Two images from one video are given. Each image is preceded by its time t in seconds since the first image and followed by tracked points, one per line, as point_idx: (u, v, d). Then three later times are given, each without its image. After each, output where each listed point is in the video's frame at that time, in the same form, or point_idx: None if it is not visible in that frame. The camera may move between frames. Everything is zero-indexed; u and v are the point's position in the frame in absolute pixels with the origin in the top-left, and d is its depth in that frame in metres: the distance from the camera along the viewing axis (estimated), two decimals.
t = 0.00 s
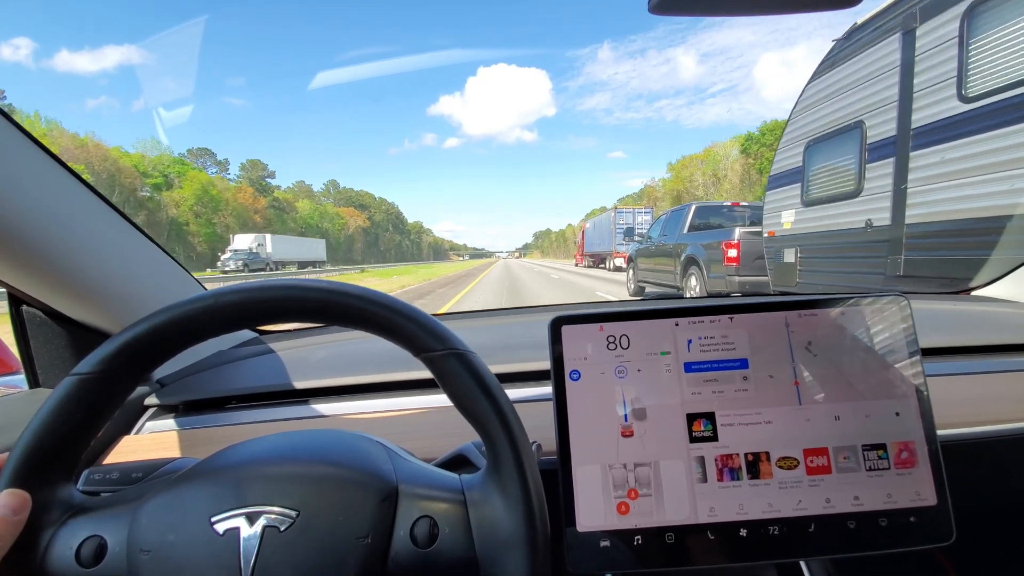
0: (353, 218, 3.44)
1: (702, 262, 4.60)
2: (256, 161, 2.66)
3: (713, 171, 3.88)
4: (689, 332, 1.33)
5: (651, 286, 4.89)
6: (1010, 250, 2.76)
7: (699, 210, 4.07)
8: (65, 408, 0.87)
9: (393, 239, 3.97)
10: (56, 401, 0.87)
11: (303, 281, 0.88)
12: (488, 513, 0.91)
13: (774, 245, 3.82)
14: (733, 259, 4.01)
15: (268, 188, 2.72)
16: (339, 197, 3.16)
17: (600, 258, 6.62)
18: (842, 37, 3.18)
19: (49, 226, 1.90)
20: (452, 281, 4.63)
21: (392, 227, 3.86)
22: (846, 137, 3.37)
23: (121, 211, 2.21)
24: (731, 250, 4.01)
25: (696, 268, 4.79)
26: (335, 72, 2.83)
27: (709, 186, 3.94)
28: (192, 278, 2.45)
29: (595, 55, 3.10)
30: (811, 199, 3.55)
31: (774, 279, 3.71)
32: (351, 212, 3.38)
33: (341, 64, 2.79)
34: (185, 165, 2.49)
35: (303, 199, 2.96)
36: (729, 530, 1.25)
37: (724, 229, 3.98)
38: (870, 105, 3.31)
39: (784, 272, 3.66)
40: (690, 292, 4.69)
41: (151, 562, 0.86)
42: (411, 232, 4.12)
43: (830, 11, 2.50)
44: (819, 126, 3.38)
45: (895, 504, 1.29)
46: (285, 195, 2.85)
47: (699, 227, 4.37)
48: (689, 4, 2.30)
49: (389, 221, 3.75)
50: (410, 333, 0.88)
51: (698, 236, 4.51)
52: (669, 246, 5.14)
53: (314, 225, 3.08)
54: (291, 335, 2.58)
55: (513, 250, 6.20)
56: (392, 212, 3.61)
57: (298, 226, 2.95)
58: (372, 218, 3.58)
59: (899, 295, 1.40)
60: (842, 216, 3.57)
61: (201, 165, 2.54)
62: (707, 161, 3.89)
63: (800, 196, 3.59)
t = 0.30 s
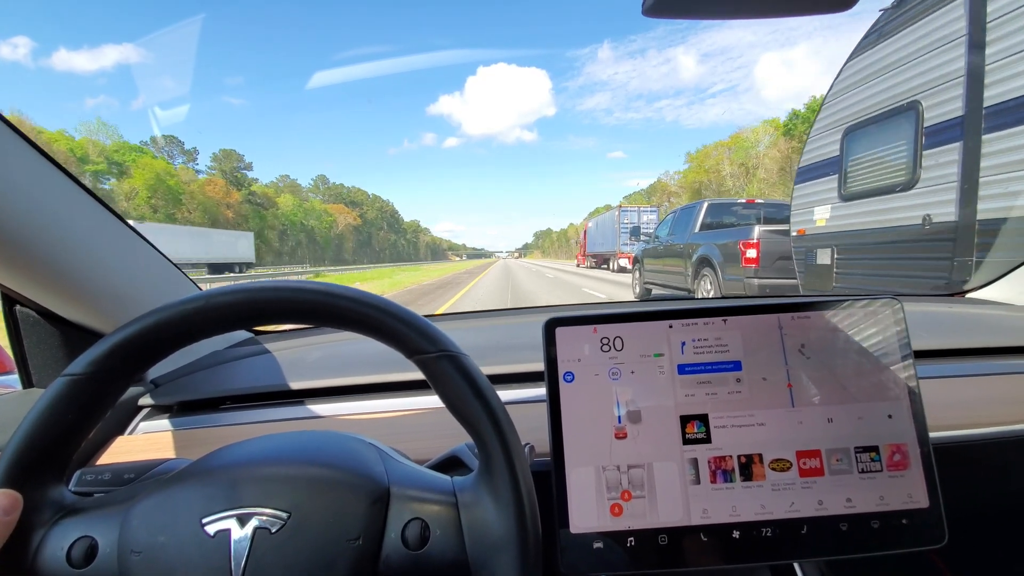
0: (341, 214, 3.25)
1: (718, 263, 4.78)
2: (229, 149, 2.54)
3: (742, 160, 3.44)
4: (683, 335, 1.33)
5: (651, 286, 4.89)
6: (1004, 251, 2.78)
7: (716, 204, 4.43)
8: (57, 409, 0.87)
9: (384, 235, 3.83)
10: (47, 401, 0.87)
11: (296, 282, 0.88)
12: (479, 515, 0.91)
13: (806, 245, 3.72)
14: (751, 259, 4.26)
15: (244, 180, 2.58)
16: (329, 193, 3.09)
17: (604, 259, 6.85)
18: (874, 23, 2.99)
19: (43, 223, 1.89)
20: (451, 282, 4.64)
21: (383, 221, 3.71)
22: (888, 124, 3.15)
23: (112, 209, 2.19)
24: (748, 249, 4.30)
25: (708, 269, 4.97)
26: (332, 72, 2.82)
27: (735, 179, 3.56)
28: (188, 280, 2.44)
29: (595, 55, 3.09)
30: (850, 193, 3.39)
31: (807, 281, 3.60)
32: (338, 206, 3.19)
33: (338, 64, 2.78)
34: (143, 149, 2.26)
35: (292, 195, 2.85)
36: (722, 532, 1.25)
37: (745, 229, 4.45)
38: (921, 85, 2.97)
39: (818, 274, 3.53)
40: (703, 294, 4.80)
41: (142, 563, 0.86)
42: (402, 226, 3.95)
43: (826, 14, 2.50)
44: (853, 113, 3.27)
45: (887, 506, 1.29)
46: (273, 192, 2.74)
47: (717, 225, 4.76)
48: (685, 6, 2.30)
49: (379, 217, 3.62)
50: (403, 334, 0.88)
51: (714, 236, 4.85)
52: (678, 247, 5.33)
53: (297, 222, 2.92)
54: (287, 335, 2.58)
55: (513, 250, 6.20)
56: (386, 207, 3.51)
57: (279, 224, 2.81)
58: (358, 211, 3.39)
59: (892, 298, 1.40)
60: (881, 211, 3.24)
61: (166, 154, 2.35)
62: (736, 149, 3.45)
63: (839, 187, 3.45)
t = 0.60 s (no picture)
0: (329, 212, 2.96)
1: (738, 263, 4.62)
2: (195, 137, 2.43)
3: (780, 143, 3.40)
4: (681, 334, 1.33)
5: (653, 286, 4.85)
6: (996, 256, 2.85)
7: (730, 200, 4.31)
8: (53, 410, 0.86)
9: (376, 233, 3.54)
10: (44, 402, 0.86)
11: (294, 283, 0.87)
12: (476, 517, 0.91)
13: (851, 245, 3.55)
14: (778, 259, 4.16)
15: (214, 173, 2.48)
16: (318, 188, 2.82)
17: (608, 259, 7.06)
18: None
19: (33, 223, 1.88)
20: (451, 282, 4.63)
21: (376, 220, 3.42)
22: (956, 105, 3.03)
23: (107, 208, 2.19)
24: (776, 249, 4.21)
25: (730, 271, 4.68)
26: (330, 72, 2.82)
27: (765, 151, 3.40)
28: (180, 274, 2.43)
29: (595, 55, 3.09)
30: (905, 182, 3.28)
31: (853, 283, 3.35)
32: (326, 205, 2.91)
33: (335, 64, 2.78)
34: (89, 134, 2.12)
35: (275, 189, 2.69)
36: (720, 531, 1.25)
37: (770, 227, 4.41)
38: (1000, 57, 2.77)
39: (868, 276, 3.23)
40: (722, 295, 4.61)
41: (138, 566, 0.85)
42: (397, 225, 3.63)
43: (826, 13, 2.49)
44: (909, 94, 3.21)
45: (885, 506, 1.29)
46: (247, 184, 2.60)
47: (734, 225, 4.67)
48: (681, 5, 2.31)
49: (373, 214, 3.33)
50: (401, 335, 0.88)
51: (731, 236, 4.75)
52: (692, 247, 5.06)
53: (278, 219, 2.74)
54: (286, 336, 2.57)
55: (513, 250, 6.19)
56: (377, 205, 3.28)
57: (256, 220, 2.67)
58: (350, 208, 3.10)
59: (890, 298, 1.40)
60: (946, 205, 3.08)
61: (119, 141, 2.20)
62: (775, 131, 3.42)
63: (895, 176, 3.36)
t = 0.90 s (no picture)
0: (314, 207, 2.99)
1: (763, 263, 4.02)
2: (155, 122, 2.35)
3: (832, 119, 3.25)
4: (681, 331, 1.32)
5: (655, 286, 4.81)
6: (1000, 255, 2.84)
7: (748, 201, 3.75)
8: (49, 405, 0.86)
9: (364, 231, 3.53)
10: (40, 397, 0.86)
11: (292, 278, 0.87)
12: (476, 513, 0.90)
13: (912, 242, 3.01)
14: (813, 259, 3.57)
15: (177, 162, 2.36)
16: (306, 182, 2.91)
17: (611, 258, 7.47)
18: None
19: (34, 222, 1.88)
20: (451, 282, 4.62)
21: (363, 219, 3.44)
22: None
23: (109, 208, 2.20)
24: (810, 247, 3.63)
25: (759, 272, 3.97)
26: (329, 70, 2.81)
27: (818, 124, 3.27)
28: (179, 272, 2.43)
29: (595, 55, 3.11)
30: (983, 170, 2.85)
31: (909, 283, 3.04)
32: (314, 201, 2.98)
33: (334, 62, 2.77)
34: (24, 113, 1.92)
35: (266, 183, 2.73)
36: (720, 528, 1.24)
37: (803, 223, 3.80)
38: None
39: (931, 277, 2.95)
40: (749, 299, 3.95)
41: (134, 561, 0.85)
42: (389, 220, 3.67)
43: (826, 9, 2.49)
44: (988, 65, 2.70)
45: (886, 503, 1.29)
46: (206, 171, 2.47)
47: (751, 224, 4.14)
48: (679, 2, 2.31)
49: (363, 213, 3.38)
50: (400, 330, 0.87)
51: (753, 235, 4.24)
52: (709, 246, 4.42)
53: (254, 215, 2.70)
54: (284, 334, 2.57)
55: (513, 250, 6.19)
56: (363, 199, 3.27)
57: (230, 215, 2.58)
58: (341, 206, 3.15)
59: (892, 295, 1.40)
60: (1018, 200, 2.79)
61: (63, 123, 2.05)
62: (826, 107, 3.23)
63: (968, 164, 2.90)
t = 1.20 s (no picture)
0: (298, 202, 2.94)
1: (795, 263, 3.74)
2: (100, 102, 2.17)
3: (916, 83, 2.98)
4: (682, 331, 1.33)
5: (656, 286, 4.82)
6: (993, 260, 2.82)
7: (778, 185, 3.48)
8: (55, 406, 0.86)
9: (354, 230, 3.47)
10: (46, 399, 0.86)
11: (297, 279, 0.88)
12: (480, 513, 0.91)
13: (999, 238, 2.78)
14: (858, 259, 3.17)
15: (128, 149, 2.23)
16: (291, 177, 2.85)
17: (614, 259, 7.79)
18: None
19: (34, 222, 1.88)
20: (451, 281, 4.64)
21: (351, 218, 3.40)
22: None
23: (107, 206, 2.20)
24: (852, 246, 3.21)
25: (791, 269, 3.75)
26: (330, 71, 2.82)
27: (891, 99, 3.06)
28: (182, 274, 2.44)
29: (595, 54, 3.11)
30: None
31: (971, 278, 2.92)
32: (300, 196, 2.92)
33: (334, 63, 2.78)
34: None
35: (246, 177, 2.64)
36: (722, 528, 1.25)
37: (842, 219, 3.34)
38: None
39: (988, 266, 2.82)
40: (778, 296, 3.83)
41: (141, 561, 0.85)
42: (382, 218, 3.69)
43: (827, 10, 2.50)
44: None
45: (887, 502, 1.29)
46: (168, 161, 2.39)
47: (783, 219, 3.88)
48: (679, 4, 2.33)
49: (353, 211, 3.34)
50: (405, 331, 0.88)
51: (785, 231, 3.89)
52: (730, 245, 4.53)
53: (227, 210, 2.60)
54: (286, 334, 2.58)
55: (513, 250, 6.21)
56: (353, 195, 3.22)
57: (197, 210, 2.48)
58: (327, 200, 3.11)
59: (892, 296, 1.40)
60: None
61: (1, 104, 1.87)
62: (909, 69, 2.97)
63: None
